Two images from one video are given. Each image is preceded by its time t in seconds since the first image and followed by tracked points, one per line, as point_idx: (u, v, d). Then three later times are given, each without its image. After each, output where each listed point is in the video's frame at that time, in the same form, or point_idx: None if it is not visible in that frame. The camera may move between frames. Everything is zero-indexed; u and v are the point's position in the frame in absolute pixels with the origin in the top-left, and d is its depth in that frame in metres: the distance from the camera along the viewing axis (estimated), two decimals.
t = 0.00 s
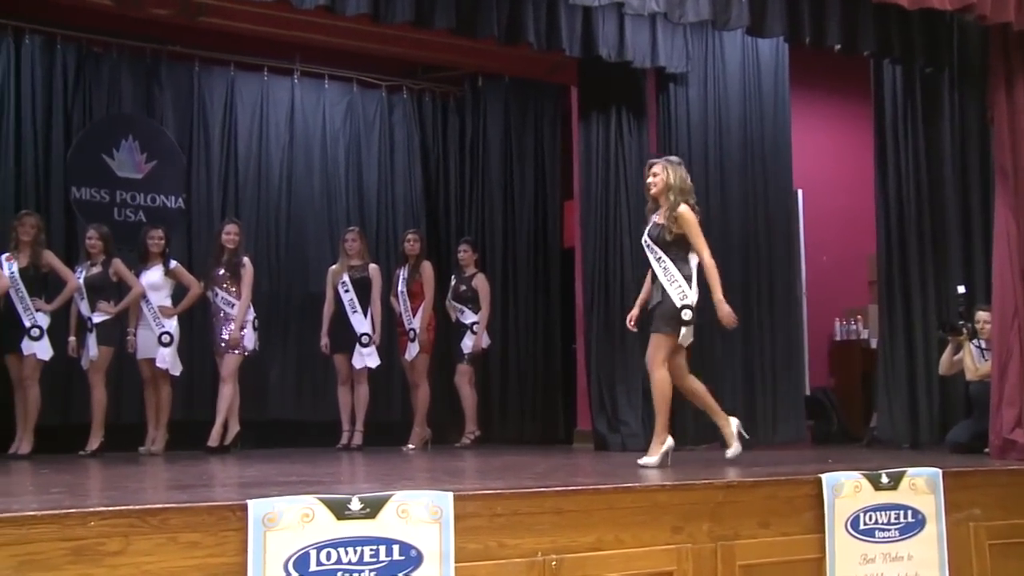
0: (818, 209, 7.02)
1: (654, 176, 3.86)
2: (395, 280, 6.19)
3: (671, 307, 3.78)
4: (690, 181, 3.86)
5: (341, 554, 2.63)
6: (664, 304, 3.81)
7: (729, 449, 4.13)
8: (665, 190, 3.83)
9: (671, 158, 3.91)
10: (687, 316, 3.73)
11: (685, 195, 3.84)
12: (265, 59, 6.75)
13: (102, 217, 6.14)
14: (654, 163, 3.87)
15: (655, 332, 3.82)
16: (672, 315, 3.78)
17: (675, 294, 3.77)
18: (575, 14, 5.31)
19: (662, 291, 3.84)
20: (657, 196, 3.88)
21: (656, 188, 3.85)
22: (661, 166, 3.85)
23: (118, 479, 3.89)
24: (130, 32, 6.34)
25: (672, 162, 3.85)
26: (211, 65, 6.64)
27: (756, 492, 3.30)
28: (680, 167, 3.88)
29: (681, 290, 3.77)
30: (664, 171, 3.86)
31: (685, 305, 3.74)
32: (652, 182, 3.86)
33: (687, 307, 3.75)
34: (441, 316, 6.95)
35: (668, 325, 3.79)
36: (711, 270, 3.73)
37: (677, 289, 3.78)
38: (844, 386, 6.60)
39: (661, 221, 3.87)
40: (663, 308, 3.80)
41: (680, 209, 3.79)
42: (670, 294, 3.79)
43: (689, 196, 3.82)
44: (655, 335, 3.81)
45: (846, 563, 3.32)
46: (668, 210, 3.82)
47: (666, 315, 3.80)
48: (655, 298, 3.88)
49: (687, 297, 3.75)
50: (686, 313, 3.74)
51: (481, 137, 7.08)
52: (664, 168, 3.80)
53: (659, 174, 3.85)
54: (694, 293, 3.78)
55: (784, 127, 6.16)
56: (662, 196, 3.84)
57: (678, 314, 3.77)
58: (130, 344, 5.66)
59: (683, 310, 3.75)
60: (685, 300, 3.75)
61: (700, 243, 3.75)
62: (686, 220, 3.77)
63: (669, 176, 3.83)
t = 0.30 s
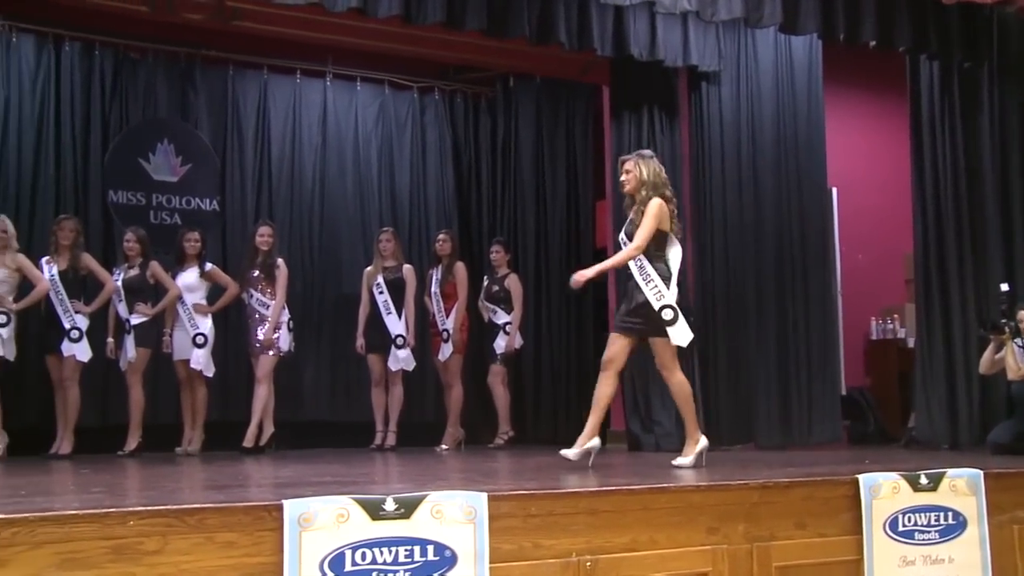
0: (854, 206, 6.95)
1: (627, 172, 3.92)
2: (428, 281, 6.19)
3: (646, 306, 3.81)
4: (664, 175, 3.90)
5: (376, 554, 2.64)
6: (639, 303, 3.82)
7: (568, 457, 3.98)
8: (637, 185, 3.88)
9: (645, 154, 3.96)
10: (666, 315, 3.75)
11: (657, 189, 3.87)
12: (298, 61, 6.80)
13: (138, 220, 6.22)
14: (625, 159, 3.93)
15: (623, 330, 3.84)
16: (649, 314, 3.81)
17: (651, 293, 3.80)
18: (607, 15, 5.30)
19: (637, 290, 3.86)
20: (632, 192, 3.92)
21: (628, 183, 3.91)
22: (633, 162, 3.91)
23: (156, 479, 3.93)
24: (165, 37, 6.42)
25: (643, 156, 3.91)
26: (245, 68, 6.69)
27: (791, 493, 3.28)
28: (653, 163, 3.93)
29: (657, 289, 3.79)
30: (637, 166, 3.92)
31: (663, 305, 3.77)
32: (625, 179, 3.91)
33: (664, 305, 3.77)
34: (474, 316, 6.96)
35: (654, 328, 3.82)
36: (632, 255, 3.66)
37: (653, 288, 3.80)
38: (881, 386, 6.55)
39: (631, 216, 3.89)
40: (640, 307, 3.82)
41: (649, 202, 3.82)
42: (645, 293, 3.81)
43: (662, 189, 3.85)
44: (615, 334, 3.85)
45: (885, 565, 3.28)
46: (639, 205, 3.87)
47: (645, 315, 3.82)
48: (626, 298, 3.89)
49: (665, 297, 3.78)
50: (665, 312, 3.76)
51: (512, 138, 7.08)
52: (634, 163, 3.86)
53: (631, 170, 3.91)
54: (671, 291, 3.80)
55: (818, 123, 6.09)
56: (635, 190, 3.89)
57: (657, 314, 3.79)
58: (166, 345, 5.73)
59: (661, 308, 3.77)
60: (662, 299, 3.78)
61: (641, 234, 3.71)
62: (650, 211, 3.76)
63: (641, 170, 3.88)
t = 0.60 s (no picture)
0: (902, 204, 6.85)
1: (602, 169, 3.78)
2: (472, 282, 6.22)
3: (620, 305, 3.68)
4: (639, 169, 3.78)
5: (421, 555, 2.66)
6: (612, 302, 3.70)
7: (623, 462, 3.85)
8: (615, 182, 3.76)
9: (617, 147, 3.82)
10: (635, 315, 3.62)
11: (635, 184, 3.75)
12: (342, 65, 6.87)
13: (186, 224, 6.32)
14: (598, 156, 3.79)
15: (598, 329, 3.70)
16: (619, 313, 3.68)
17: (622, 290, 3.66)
18: (648, 14, 5.27)
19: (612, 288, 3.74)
20: (608, 189, 3.79)
21: (604, 180, 3.78)
22: (607, 158, 3.77)
23: (205, 480, 3.98)
24: (210, 43, 6.49)
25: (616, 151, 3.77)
26: (289, 72, 6.74)
27: (839, 495, 3.25)
28: (626, 156, 3.79)
29: (630, 286, 3.66)
30: (612, 162, 3.78)
31: (635, 304, 3.64)
32: (600, 175, 3.78)
33: (637, 304, 3.64)
34: (518, 317, 6.96)
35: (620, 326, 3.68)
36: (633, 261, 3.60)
37: (626, 286, 3.67)
38: (931, 387, 6.47)
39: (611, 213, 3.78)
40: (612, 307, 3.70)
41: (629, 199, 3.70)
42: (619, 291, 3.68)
43: (639, 184, 3.74)
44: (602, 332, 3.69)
45: (937, 570, 3.23)
46: (618, 201, 3.75)
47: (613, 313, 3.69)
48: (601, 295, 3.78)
49: (637, 295, 3.65)
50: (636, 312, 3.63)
51: (554, 139, 7.07)
52: (611, 159, 3.73)
53: (605, 167, 3.77)
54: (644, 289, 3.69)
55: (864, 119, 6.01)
56: (612, 187, 3.77)
57: (626, 312, 3.66)
58: (211, 348, 5.80)
59: (632, 307, 3.64)
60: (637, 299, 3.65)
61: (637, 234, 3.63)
62: (634, 209, 3.66)
63: (617, 166, 3.75)
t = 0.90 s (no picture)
0: (962, 200, 6.72)
1: (583, 173, 3.59)
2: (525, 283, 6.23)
3: (601, 307, 3.49)
4: (621, 172, 3.61)
5: (476, 556, 2.70)
6: (594, 304, 3.51)
7: (554, 474, 3.79)
8: (597, 185, 3.57)
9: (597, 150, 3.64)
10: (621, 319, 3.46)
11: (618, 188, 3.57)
12: (393, 69, 6.88)
13: (241, 228, 6.38)
14: (579, 159, 3.60)
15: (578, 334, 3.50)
16: (601, 316, 3.49)
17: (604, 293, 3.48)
18: (699, 11, 5.22)
19: (593, 292, 3.54)
20: (589, 193, 3.61)
21: (585, 185, 3.59)
22: (587, 161, 3.58)
23: (261, 481, 4.02)
24: (264, 49, 6.58)
25: (598, 154, 3.59)
26: (340, 76, 6.78)
27: (899, 497, 3.20)
28: (606, 159, 3.62)
29: (614, 290, 3.48)
30: (593, 165, 3.60)
31: (620, 307, 3.47)
32: (581, 178, 3.59)
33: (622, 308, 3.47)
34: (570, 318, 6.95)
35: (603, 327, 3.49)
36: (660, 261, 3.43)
37: (609, 289, 3.49)
38: (994, 387, 6.35)
39: (595, 218, 3.59)
40: (591, 309, 3.51)
41: (613, 203, 3.53)
42: (601, 293, 3.50)
43: (622, 188, 3.57)
44: (576, 334, 3.51)
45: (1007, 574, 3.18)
46: (602, 205, 3.55)
47: (592, 315, 3.50)
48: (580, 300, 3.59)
49: (622, 298, 3.47)
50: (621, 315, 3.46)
51: (605, 139, 7.06)
52: (593, 161, 3.55)
53: (587, 172, 3.58)
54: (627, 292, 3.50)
55: (922, 112, 5.89)
56: (593, 191, 3.58)
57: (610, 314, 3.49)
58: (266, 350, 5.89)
59: (617, 311, 3.47)
60: (620, 302, 3.47)
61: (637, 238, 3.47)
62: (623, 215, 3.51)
63: (600, 169, 3.57)
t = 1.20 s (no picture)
0: None
1: (573, 163, 3.58)
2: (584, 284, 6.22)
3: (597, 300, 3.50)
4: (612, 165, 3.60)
5: (537, 558, 2.74)
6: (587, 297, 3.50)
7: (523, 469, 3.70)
8: (587, 176, 3.56)
9: (589, 141, 3.62)
10: (619, 310, 3.49)
11: (606, 179, 3.55)
12: (450, 71, 6.92)
13: (301, 232, 6.45)
14: (569, 149, 3.58)
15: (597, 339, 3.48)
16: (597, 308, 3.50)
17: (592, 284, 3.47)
18: (759, 6, 5.15)
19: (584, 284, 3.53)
20: (579, 183, 3.60)
21: (575, 175, 3.57)
22: (578, 151, 3.57)
23: (324, 482, 4.06)
24: (323, 54, 6.66)
25: (589, 145, 3.58)
26: (397, 80, 6.84)
27: (972, 500, 3.12)
28: (597, 150, 3.60)
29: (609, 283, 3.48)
30: (583, 156, 3.58)
31: (616, 300, 3.48)
32: (571, 168, 3.58)
33: (618, 300, 3.48)
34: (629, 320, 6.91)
35: (603, 324, 3.49)
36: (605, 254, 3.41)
37: (603, 283, 3.48)
38: None
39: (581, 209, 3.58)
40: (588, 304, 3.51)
41: (600, 194, 3.51)
42: (596, 289, 3.48)
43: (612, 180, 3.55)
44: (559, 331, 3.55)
45: None
46: (588, 196, 3.54)
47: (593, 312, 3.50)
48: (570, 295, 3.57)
49: (617, 291, 3.48)
50: (618, 306, 3.49)
51: (663, 139, 7.01)
52: (584, 151, 3.53)
53: (577, 162, 3.57)
54: (621, 285, 3.52)
55: (992, 105, 5.73)
56: (583, 182, 3.57)
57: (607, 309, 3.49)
58: (327, 353, 5.92)
59: (613, 302, 3.49)
60: (614, 294, 3.48)
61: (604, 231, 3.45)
62: (605, 205, 3.48)
63: (591, 160, 3.56)
